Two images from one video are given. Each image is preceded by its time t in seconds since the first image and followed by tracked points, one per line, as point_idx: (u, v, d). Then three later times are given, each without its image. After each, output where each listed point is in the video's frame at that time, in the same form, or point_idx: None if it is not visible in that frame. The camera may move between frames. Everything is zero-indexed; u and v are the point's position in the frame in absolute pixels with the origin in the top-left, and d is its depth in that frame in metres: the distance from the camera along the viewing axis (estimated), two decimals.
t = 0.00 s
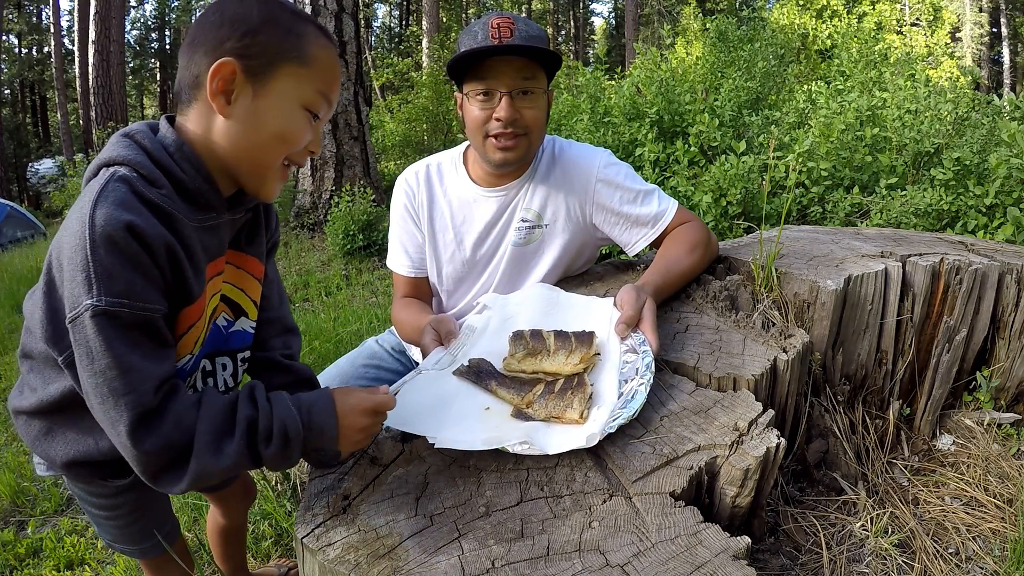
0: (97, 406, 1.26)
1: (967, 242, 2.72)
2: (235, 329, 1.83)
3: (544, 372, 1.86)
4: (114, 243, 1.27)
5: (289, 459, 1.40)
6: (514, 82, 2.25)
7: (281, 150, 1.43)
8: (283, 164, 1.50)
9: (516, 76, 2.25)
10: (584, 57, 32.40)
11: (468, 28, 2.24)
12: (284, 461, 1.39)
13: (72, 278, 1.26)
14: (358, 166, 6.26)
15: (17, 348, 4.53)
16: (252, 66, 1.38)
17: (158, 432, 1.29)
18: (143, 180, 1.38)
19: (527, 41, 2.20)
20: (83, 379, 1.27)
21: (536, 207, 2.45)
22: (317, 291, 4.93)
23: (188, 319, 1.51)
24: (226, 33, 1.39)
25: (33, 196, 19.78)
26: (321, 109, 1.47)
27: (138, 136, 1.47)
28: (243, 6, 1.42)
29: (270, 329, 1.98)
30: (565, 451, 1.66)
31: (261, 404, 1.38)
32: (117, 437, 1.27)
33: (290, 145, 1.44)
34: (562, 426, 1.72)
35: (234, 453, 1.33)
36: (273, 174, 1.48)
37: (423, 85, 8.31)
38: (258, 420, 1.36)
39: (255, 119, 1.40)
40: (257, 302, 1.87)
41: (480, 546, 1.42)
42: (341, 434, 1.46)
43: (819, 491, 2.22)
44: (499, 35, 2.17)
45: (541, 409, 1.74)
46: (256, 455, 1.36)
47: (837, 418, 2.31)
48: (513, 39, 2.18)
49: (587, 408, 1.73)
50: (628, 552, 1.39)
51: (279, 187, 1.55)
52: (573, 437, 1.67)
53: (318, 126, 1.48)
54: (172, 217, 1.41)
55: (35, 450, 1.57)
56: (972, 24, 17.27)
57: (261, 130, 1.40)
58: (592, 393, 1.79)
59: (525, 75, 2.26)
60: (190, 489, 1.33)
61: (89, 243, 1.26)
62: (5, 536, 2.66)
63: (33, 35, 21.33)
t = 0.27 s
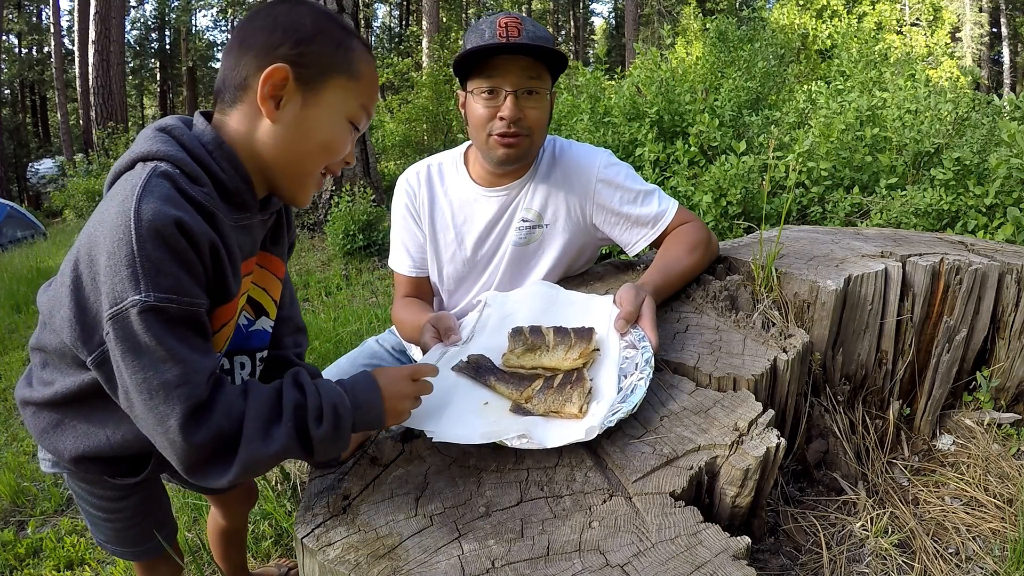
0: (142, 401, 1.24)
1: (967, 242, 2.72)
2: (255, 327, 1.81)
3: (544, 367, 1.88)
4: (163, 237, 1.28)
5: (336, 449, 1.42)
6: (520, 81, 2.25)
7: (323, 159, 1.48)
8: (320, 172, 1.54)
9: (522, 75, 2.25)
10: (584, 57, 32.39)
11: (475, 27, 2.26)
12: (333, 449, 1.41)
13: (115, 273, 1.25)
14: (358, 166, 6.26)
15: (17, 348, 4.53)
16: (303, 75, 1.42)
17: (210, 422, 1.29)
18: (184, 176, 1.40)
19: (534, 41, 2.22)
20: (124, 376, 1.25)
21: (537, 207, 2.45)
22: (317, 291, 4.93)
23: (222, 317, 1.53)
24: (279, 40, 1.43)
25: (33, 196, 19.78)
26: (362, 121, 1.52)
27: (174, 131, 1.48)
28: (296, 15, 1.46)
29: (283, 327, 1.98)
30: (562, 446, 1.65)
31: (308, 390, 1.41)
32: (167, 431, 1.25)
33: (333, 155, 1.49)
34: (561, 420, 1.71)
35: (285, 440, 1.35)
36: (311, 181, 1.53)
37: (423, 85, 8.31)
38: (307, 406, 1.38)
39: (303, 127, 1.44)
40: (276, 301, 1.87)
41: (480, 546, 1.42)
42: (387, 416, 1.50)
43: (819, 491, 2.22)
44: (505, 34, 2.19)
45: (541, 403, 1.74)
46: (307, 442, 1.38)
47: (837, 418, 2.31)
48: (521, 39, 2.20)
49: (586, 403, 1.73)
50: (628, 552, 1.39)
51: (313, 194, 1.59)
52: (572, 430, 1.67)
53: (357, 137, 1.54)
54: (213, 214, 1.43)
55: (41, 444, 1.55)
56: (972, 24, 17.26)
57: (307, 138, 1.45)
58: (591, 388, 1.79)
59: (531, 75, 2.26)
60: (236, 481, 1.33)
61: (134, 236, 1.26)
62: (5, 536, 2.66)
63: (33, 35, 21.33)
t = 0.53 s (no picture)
0: (176, 390, 1.24)
1: (967, 242, 2.72)
2: (267, 326, 1.81)
3: (543, 367, 1.86)
4: (197, 227, 1.29)
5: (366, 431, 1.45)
6: (520, 81, 2.25)
7: (342, 161, 1.56)
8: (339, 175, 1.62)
9: (522, 76, 2.25)
10: (584, 57, 32.38)
11: (475, 27, 2.25)
12: (364, 429, 1.44)
13: (146, 263, 1.24)
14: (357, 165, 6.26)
15: (16, 348, 4.53)
16: (329, 81, 1.50)
17: (247, 406, 1.30)
18: (211, 172, 1.43)
19: (534, 41, 2.22)
20: (155, 366, 1.24)
21: (537, 207, 2.45)
22: (317, 291, 4.93)
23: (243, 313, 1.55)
24: (309, 47, 1.51)
25: (33, 196, 19.78)
26: (381, 128, 1.60)
27: (198, 127, 1.53)
28: (325, 24, 1.54)
29: (291, 327, 1.98)
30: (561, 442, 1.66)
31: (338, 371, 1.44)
32: (205, 417, 1.25)
33: (353, 158, 1.57)
34: (561, 418, 1.71)
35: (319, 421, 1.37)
36: (329, 183, 1.60)
37: (423, 85, 8.31)
38: (339, 387, 1.42)
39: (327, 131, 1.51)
40: (288, 299, 1.86)
41: (481, 545, 1.42)
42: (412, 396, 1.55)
43: (819, 491, 2.22)
44: (505, 34, 2.18)
45: (540, 401, 1.73)
46: (340, 423, 1.40)
47: (837, 418, 2.31)
48: (521, 39, 2.20)
49: (586, 401, 1.73)
50: (628, 552, 1.38)
51: (330, 196, 1.66)
52: (572, 428, 1.67)
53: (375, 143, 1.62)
54: (239, 210, 1.46)
55: (48, 443, 1.55)
56: (972, 24, 17.26)
57: (330, 140, 1.53)
58: (591, 387, 1.79)
59: (531, 75, 2.26)
60: (271, 465, 1.33)
61: (168, 226, 1.26)
62: (5, 536, 2.66)
63: (33, 35, 21.32)
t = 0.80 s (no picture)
0: (195, 371, 1.24)
1: (967, 242, 2.72)
2: (271, 324, 1.80)
3: (540, 366, 1.87)
4: (214, 212, 1.32)
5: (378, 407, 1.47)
6: (520, 83, 2.25)
7: (347, 162, 1.57)
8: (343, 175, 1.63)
9: (522, 77, 2.24)
10: (584, 57, 32.37)
11: (475, 27, 2.25)
12: (376, 404, 1.46)
13: (164, 248, 1.25)
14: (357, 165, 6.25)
15: (16, 348, 4.53)
16: (336, 83, 1.51)
17: (267, 383, 1.31)
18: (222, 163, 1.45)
19: (534, 42, 2.22)
20: (171, 350, 1.24)
21: (537, 207, 2.45)
22: (317, 291, 4.93)
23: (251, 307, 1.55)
24: (316, 49, 1.52)
25: (32, 196, 19.77)
26: (384, 131, 1.61)
27: (205, 122, 1.53)
28: (331, 28, 1.56)
29: (292, 327, 1.99)
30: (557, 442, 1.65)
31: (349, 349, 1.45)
32: (226, 396, 1.25)
33: (357, 159, 1.58)
34: (557, 418, 1.71)
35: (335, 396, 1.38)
36: (333, 183, 1.61)
37: (423, 85, 8.31)
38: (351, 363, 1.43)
39: (332, 132, 1.52)
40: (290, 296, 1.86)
41: (481, 545, 1.42)
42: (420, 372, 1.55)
43: (819, 491, 2.22)
44: (506, 34, 2.18)
45: (537, 401, 1.73)
46: (354, 398, 1.42)
47: (837, 418, 2.31)
48: (521, 40, 2.19)
49: (582, 400, 1.73)
50: (628, 552, 1.38)
51: (333, 196, 1.67)
52: (568, 427, 1.66)
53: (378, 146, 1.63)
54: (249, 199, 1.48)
55: (48, 442, 1.55)
56: (972, 23, 17.26)
57: (335, 141, 1.53)
58: (587, 386, 1.78)
59: (531, 77, 2.25)
60: (289, 444, 1.34)
61: (186, 211, 1.28)
62: (5, 536, 2.66)
63: (33, 35, 21.32)
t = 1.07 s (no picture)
0: (202, 338, 1.24)
1: (967, 242, 2.72)
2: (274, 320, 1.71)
3: (539, 367, 1.88)
4: (224, 185, 1.34)
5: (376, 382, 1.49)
6: (519, 93, 2.23)
7: (344, 160, 1.57)
8: (341, 173, 1.63)
9: (521, 87, 2.22)
10: (584, 57, 32.37)
11: (472, 32, 2.22)
12: (376, 378, 1.48)
13: (175, 219, 1.27)
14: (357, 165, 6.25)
15: (16, 348, 4.53)
16: (336, 82, 1.52)
17: (273, 352, 1.32)
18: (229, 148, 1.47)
19: (533, 49, 2.18)
20: (177, 319, 1.24)
21: (537, 208, 2.45)
22: (317, 291, 4.92)
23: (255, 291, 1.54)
24: (317, 51, 1.53)
25: (32, 196, 19.77)
26: (381, 131, 1.62)
27: (213, 113, 1.55)
28: (332, 32, 1.58)
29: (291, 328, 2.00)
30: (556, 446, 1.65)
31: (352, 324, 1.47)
32: (233, 361, 1.25)
33: (354, 157, 1.59)
34: (556, 420, 1.71)
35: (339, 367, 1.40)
36: (331, 180, 1.61)
37: (423, 85, 8.31)
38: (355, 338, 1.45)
39: (331, 129, 1.53)
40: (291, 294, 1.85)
41: (481, 545, 1.42)
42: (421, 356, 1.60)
43: (819, 491, 2.23)
44: (504, 42, 2.15)
45: (535, 403, 1.74)
46: (356, 369, 1.43)
47: (837, 418, 2.31)
48: (519, 48, 2.16)
49: (581, 403, 1.73)
50: (628, 552, 1.39)
51: (331, 194, 1.67)
52: (566, 430, 1.66)
53: (375, 145, 1.64)
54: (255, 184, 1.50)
55: (48, 436, 1.56)
56: (972, 23, 17.26)
57: (333, 138, 1.54)
58: (586, 388, 1.78)
59: (530, 86, 2.23)
60: (293, 413, 1.33)
61: (197, 184, 1.30)
62: (5, 536, 2.66)
63: (33, 35, 21.31)
